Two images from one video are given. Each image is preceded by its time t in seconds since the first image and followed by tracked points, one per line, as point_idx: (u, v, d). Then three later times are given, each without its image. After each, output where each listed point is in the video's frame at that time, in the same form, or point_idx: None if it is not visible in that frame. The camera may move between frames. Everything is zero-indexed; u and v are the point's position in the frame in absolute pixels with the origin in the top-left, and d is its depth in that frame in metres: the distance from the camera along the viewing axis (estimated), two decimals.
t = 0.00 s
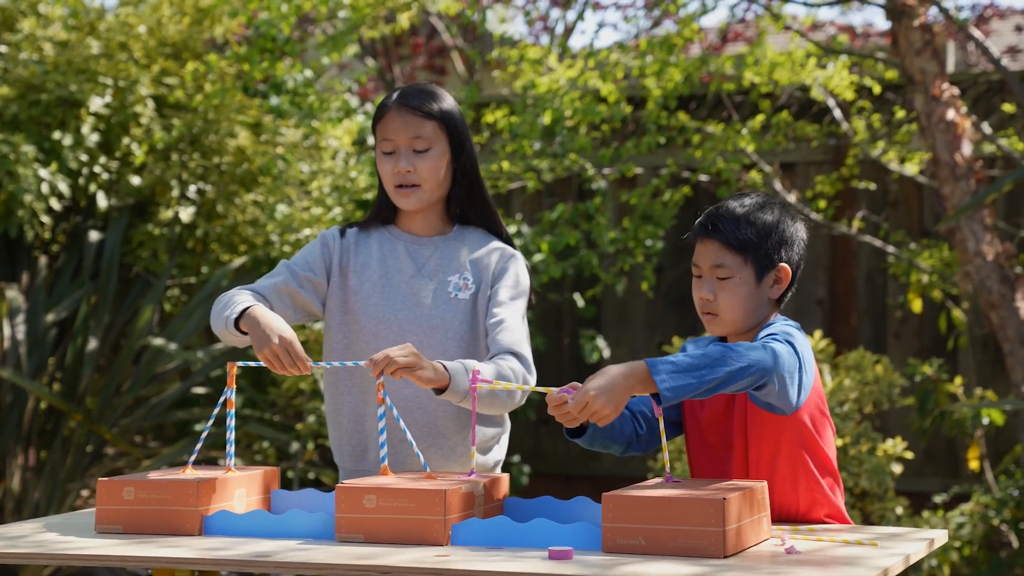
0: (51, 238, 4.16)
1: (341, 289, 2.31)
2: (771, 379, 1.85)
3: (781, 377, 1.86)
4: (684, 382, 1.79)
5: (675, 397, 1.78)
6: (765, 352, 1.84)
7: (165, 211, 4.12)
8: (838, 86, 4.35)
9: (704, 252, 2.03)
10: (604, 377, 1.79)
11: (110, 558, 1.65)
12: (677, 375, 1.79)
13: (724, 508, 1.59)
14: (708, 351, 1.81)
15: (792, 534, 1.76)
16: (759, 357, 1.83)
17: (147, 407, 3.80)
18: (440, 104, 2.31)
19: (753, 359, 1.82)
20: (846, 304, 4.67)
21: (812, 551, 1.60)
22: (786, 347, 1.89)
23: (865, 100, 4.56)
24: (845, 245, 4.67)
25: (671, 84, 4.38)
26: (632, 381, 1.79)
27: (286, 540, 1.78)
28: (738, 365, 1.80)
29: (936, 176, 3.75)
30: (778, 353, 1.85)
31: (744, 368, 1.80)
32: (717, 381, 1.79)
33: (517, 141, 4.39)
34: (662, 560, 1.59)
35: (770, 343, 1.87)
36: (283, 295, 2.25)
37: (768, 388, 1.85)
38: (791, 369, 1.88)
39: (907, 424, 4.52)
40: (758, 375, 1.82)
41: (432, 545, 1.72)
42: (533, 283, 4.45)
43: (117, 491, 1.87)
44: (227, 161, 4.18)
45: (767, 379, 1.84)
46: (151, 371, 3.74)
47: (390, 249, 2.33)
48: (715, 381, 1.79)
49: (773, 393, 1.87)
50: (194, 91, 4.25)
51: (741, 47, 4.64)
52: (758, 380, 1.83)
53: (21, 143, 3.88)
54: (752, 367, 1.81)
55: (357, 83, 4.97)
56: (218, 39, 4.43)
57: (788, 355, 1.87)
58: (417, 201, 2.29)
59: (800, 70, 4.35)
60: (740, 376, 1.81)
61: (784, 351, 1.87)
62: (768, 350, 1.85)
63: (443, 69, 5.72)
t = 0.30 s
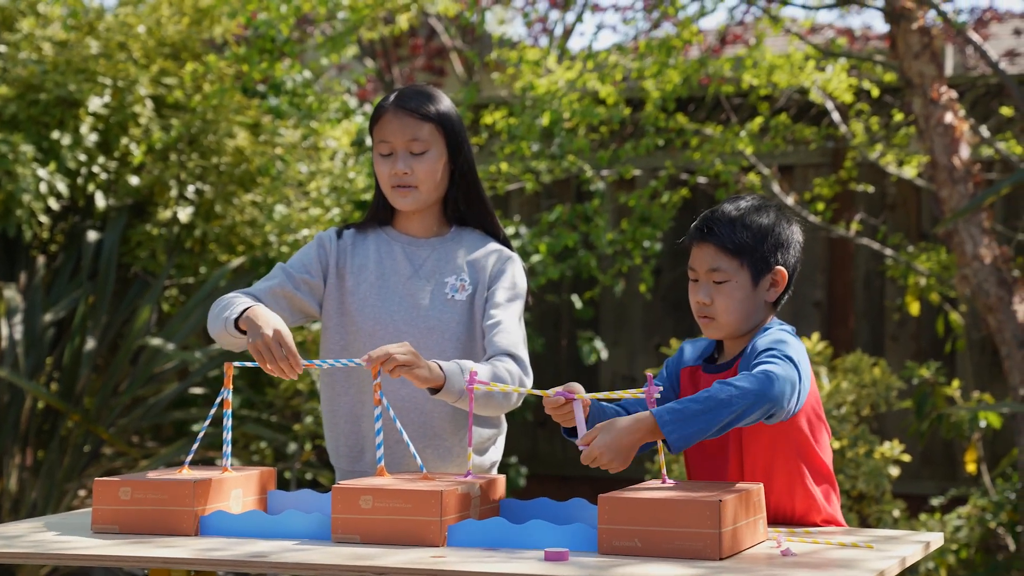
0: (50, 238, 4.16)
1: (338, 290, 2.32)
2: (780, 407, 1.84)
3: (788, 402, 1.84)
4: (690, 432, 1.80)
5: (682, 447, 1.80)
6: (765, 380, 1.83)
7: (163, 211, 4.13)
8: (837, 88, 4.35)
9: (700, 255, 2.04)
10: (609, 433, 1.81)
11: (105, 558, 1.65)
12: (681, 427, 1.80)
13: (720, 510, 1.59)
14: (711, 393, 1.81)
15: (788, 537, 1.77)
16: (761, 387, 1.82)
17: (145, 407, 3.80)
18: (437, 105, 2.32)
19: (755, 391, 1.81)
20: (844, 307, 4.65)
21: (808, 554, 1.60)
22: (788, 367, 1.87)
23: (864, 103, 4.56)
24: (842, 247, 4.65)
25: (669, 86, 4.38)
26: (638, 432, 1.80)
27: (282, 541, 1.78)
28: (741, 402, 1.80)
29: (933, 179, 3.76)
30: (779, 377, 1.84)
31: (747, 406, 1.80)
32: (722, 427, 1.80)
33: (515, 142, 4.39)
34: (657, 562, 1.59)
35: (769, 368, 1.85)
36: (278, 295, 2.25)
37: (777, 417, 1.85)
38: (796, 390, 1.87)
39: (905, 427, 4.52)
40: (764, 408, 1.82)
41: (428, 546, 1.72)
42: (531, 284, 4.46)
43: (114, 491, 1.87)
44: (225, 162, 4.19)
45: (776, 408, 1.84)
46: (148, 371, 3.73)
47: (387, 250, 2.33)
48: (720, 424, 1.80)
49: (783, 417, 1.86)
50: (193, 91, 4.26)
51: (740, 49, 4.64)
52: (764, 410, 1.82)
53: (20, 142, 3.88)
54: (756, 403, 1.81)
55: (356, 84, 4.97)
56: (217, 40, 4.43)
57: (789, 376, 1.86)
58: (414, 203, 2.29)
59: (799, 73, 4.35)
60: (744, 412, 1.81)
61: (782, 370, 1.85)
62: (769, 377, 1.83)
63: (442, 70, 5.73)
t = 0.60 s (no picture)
0: (52, 232, 4.16)
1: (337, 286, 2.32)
2: (769, 402, 1.84)
3: (779, 399, 1.85)
4: (678, 399, 1.80)
5: (665, 412, 1.80)
6: (762, 372, 1.83)
7: (164, 205, 4.13)
8: (839, 84, 4.35)
9: (699, 252, 2.03)
10: (599, 378, 1.83)
11: (105, 551, 1.65)
12: (669, 394, 1.80)
13: (719, 505, 1.59)
14: (708, 369, 1.81)
15: (788, 532, 1.77)
16: (758, 378, 1.82)
17: (146, 401, 3.80)
18: (435, 100, 2.31)
19: (751, 380, 1.81)
20: (845, 302, 4.67)
21: (807, 549, 1.60)
22: (785, 365, 1.87)
23: (866, 98, 4.55)
24: (844, 242, 4.67)
25: (670, 81, 4.37)
26: (627, 386, 1.82)
27: (282, 534, 1.78)
28: (735, 386, 1.80)
29: (935, 174, 3.75)
30: (776, 373, 1.84)
31: (740, 392, 1.80)
32: (711, 404, 1.80)
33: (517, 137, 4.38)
34: (656, 557, 1.59)
35: (769, 362, 1.85)
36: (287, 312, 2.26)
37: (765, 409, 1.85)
38: (789, 387, 1.87)
39: (905, 423, 4.52)
40: (755, 398, 1.82)
41: (427, 540, 1.72)
42: (532, 279, 4.45)
43: (114, 485, 1.87)
44: (226, 156, 4.19)
45: (766, 402, 1.84)
46: (150, 365, 3.73)
47: (385, 246, 2.33)
48: (710, 401, 1.80)
49: (771, 412, 1.87)
50: (195, 86, 4.25)
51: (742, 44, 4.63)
52: (755, 401, 1.82)
53: (22, 136, 3.88)
54: (750, 392, 1.81)
55: (357, 78, 4.96)
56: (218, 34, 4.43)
57: (785, 373, 1.86)
58: (412, 197, 2.29)
59: (800, 68, 4.34)
60: (736, 398, 1.81)
61: (781, 368, 1.85)
62: (768, 370, 1.84)
63: (443, 65, 5.72)
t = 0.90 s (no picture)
0: (57, 232, 4.17)
1: (343, 284, 2.32)
2: (769, 377, 1.85)
3: (781, 376, 1.86)
4: (685, 360, 1.80)
5: (670, 372, 1.80)
6: (769, 348, 1.84)
7: (169, 205, 4.13)
8: (844, 84, 4.34)
9: (704, 251, 2.03)
10: (605, 334, 1.84)
11: (109, 551, 1.65)
12: (673, 355, 1.80)
13: (723, 506, 1.59)
14: (714, 334, 1.82)
15: (791, 533, 1.76)
16: (766, 351, 1.83)
17: (151, 400, 3.81)
18: (440, 99, 2.32)
19: (758, 352, 1.82)
20: (850, 302, 4.66)
21: (811, 551, 1.60)
22: (792, 349, 1.89)
23: (871, 98, 4.55)
24: (849, 242, 4.66)
25: (675, 81, 4.36)
26: (632, 344, 1.83)
27: (285, 534, 1.78)
28: (741, 354, 1.80)
29: (940, 175, 3.75)
30: (784, 352, 1.85)
31: (746, 359, 1.80)
32: (715, 368, 1.80)
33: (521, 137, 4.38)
34: (660, 558, 1.59)
35: (776, 341, 1.87)
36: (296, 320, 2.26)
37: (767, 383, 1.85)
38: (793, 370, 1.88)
39: (911, 423, 4.52)
40: (758, 368, 1.82)
41: (431, 540, 1.72)
42: (536, 279, 4.45)
43: (118, 485, 1.87)
44: (231, 156, 4.19)
45: (767, 376, 1.84)
46: (155, 364, 3.73)
47: (392, 245, 2.33)
48: (715, 366, 1.80)
49: (773, 390, 1.87)
50: (200, 86, 4.25)
51: (747, 44, 4.62)
52: (758, 372, 1.83)
53: (27, 135, 3.89)
54: (756, 361, 1.81)
55: (362, 78, 4.96)
56: (223, 33, 4.43)
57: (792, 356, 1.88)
58: (418, 196, 2.29)
59: (805, 68, 4.34)
60: (741, 366, 1.80)
61: (788, 351, 1.87)
62: (775, 347, 1.85)
63: (448, 65, 5.72)
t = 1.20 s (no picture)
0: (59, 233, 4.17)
1: (345, 284, 2.33)
2: (749, 371, 1.84)
3: (761, 370, 1.85)
4: (663, 367, 1.80)
5: (652, 380, 1.80)
6: (747, 342, 1.84)
7: (171, 207, 4.13)
8: (846, 86, 4.34)
9: (705, 251, 2.04)
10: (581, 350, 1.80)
11: (109, 552, 1.65)
12: (652, 361, 1.81)
13: (722, 508, 1.59)
14: (688, 335, 1.83)
15: (791, 535, 1.76)
16: (743, 345, 1.83)
17: (153, 402, 3.81)
18: (443, 103, 2.32)
19: (733, 347, 1.82)
20: (852, 304, 4.66)
21: (810, 552, 1.60)
22: (774, 344, 1.89)
23: (873, 100, 4.54)
24: (851, 244, 4.66)
25: (677, 83, 4.36)
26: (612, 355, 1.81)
27: (285, 536, 1.78)
28: (715, 351, 1.81)
29: (942, 177, 3.75)
30: (763, 347, 1.86)
31: (722, 355, 1.81)
32: (695, 367, 1.81)
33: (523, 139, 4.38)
34: (659, 560, 1.59)
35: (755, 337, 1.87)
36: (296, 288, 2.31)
37: (749, 380, 1.85)
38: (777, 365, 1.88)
39: (913, 425, 4.51)
40: (737, 364, 1.82)
41: (430, 542, 1.72)
42: (537, 281, 4.44)
43: (118, 486, 1.87)
44: (233, 157, 4.19)
45: (748, 371, 1.84)
46: (156, 366, 3.74)
47: (394, 246, 2.33)
48: (692, 367, 1.81)
49: (758, 388, 1.87)
50: (202, 87, 4.26)
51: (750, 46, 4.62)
52: (738, 368, 1.83)
53: (30, 137, 3.89)
54: (733, 357, 1.82)
55: (364, 80, 4.97)
56: (225, 35, 4.43)
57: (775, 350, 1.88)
58: (421, 198, 2.29)
59: (808, 70, 4.36)
60: (718, 363, 1.81)
61: (767, 345, 1.87)
62: (753, 342, 1.85)
63: (451, 67, 5.72)
